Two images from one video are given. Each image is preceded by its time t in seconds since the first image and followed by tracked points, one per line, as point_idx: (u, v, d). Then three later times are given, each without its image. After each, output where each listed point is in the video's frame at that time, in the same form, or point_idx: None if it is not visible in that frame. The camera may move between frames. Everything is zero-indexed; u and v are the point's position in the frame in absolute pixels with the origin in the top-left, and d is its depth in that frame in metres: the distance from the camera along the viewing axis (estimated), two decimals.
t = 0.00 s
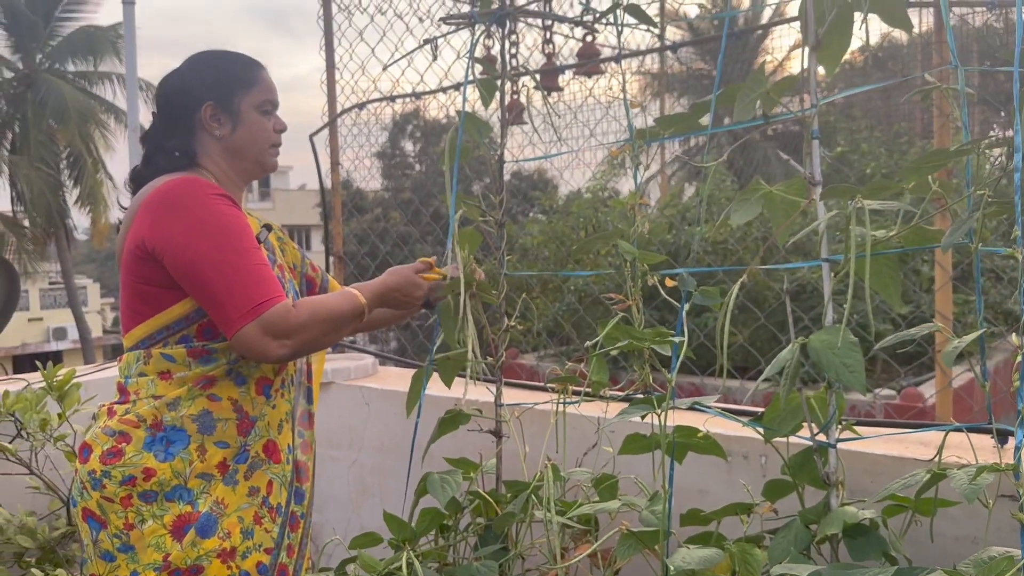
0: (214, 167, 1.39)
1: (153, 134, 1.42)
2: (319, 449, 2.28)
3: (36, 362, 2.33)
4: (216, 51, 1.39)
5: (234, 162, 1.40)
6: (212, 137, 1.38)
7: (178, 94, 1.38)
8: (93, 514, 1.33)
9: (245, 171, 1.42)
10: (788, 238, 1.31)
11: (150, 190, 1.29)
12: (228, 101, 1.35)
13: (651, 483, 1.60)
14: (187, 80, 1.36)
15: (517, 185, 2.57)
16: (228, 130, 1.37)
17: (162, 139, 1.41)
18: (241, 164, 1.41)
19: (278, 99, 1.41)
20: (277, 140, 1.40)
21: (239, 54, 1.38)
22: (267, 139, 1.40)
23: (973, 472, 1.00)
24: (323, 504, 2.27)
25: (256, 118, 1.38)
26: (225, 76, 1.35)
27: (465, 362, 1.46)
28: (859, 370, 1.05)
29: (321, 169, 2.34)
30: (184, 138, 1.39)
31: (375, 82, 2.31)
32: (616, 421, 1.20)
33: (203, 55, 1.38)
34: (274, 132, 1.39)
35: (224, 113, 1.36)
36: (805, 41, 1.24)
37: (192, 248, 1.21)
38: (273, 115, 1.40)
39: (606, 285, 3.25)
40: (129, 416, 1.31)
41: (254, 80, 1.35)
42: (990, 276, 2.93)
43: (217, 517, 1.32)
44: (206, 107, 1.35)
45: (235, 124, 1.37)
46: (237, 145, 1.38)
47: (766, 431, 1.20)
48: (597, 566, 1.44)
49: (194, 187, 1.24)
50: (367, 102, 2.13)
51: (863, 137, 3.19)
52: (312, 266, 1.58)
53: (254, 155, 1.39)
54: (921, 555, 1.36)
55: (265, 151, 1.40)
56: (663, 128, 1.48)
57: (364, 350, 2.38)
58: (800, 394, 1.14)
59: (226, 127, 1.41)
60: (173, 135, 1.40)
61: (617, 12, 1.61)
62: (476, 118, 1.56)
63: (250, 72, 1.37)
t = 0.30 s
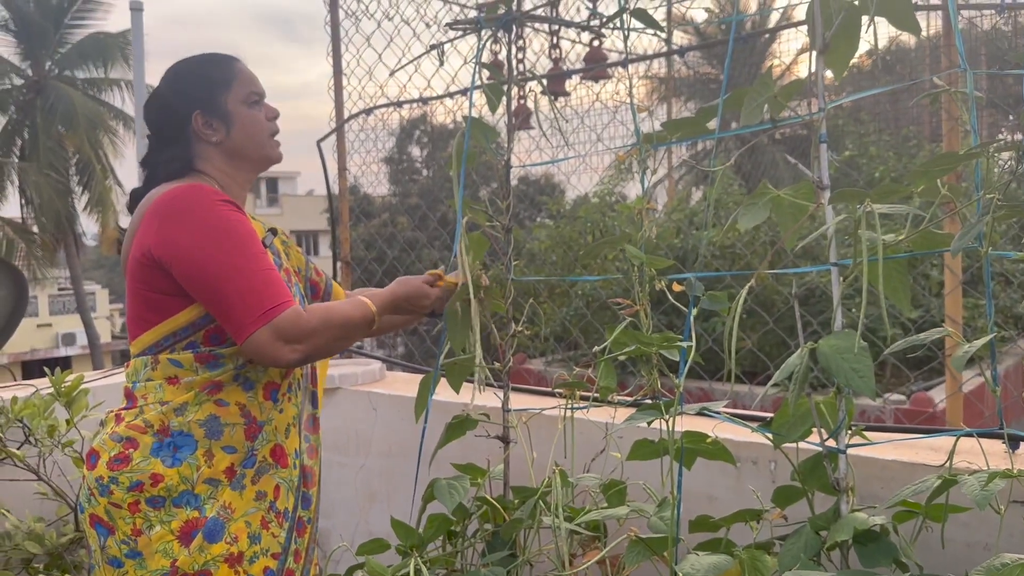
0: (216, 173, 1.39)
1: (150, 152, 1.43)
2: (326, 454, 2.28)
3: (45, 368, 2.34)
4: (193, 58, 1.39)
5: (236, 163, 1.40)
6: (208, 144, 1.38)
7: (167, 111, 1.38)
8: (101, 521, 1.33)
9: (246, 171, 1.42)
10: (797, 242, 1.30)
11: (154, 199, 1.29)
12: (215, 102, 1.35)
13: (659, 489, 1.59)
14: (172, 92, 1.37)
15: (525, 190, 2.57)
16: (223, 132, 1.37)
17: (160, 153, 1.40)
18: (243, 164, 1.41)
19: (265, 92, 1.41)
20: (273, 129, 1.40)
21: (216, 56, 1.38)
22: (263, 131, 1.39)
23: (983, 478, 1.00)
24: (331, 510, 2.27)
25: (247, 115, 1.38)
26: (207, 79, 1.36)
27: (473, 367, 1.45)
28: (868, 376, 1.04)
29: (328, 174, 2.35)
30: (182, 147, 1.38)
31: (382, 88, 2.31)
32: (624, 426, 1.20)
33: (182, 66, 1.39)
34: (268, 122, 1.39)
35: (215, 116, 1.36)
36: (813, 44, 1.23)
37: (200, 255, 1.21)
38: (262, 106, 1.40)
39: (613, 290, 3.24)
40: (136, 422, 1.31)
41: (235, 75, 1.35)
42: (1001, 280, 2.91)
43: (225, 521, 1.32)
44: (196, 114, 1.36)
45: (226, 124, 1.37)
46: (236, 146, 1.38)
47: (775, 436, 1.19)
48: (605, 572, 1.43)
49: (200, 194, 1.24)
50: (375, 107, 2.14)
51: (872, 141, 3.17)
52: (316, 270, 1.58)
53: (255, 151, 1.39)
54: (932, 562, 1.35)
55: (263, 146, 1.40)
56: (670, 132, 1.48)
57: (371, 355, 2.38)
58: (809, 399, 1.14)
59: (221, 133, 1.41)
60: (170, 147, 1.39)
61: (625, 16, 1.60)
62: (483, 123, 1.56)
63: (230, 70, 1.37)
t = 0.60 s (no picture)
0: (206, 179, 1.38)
1: (139, 162, 1.42)
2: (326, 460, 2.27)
3: (44, 374, 2.33)
4: (168, 65, 1.38)
5: (223, 165, 1.39)
6: (195, 149, 1.37)
7: (150, 120, 1.37)
8: (98, 529, 1.33)
9: (234, 172, 1.41)
10: (798, 247, 1.30)
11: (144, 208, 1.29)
12: (195, 107, 1.34)
13: (660, 494, 1.59)
14: (152, 102, 1.36)
15: (525, 195, 2.56)
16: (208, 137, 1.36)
17: (149, 163, 1.39)
18: (231, 165, 1.40)
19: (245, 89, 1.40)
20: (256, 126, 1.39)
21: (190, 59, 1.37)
22: (247, 131, 1.38)
23: (988, 485, 0.99)
24: (331, 515, 2.26)
25: (228, 115, 1.37)
26: (183, 84, 1.35)
27: (473, 373, 1.44)
28: (871, 382, 1.03)
29: (328, 179, 2.34)
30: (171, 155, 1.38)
31: (383, 92, 2.31)
32: (625, 432, 1.19)
33: (157, 75, 1.38)
34: (250, 121, 1.38)
35: (198, 121, 1.35)
36: (816, 47, 1.22)
37: (179, 267, 1.20)
38: (242, 105, 1.38)
39: (614, 295, 3.24)
40: (133, 430, 1.31)
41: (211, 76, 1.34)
42: (1002, 284, 2.91)
43: (222, 527, 1.32)
44: (179, 121, 1.35)
45: (209, 127, 1.36)
46: (221, 149, 1.37)
47: (777, 442, 1.18)
48: None
49: (187, 205, 1.24)
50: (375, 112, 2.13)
51: (873, 145, 3.16)
52: (309, 274, 1.57)
53: (241, 152, 1.38)
54: (936, 568, 1.34)
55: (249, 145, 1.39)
56: (671, 137, 1.47)
57: (371, 361, 2.37)
58: (812, 404, 1.13)
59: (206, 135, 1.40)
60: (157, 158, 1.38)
61: (626, 20, 1.60)
62: (484, 127, 1.55)
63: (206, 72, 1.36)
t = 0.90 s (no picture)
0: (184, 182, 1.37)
1: (117, 167, 1.40)
2: (322, 464, 2.26)
3: (39, 379, 2.32)
4: (139, 69, 1.37)
5: (202, 166, 1.38)
6: (172, 152, 1.36)
7: (126, 125, 1.36)
8: (96, 535, 1.32)
9: (212, 172, 1.40)
10: (795, 251, 1.30)
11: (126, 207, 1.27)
12: (169, 108, 1.32)
13: (658, 498, 1.58)
14: (126, 106, 1.35)
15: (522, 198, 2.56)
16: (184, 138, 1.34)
17: (127, 166, 1.38)
18: (210, 166, 1.39)
19: (220, 89, 1.39)
20: (233, 126, 1.37)
21: (162, 61, 1.36)
22: (224, 130, 1.37)
23: (985, 490, 0.99)
24: (327, 520, 2.25)
25: (203, 115, 1.35)
26: (156, 86, 1.33)
27: (469, 377, 1.44)
28: (869, 386, 1.03)
29: (323, 182, 2.33)
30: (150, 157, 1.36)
31: (379, 96, 2.30)
32: (622, 437, 1.19)
33: (129, 79, 1.37)
34: (228, 121, 1.36)
35: (173, 123, 1.33)
36: (812, 52, 1.22)
37: (127, 278, 1.18)
38: (219, 106, 1.36)
39: (611, 299, 3.23)
40: (127, 436, 1.30)
41: (184, 77, 1.33)
42: (998, 288, 2.91)
43: (219, 529, 1.31)
44: (154, 123, 1.33)
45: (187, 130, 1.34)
46: (200, 150, 1.36)
47: (775, 446, 1.18)
48: None
49: (150, 213, 1.21)
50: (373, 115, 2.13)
51: (869, 149, 3.17)
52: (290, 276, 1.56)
53: (219, 152, 1.37)
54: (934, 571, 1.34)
55: (226, 145, 1.38)
56: (668, 140, 1.47)
57: (367, 364, 2.37)
58: (809, 409, 1.12)
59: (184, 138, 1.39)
60: (135, 161, 1.37)
61: (623, 24, 1.59)
62: (480, 131, 1.55)
63: (179, 73, 1.34)
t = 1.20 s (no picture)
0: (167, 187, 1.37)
1: (99, 175, 1.40)
2: (315, 467, 2.26)
3: (31, 382, 2.31)
4: (120, 77, 1.37)
5: (185, 171, 1.38)
6: (155, 158, 1.36)
7: (107, 131, 1.35)
8: (88, 543, 1.31)
9: (194, 178, 1.39)
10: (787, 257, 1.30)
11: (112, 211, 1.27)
12: (152, 114, 1.33)
13: (651, 502, 1.59)
14: (107, 113, 1.35)
15: (516, 201, 2.57)
16: (167, 143, 1.34)
17: (111, 171, 1.37)
18: (192, 171, 1.38)
19: (202, 95, 1.39)
20: (215, 130, 1.38)
21: (144, 68, 1.36)
22: (206, 136, 1.36)
23: (975, 495, 1.00)
24: (320, 523, 2.25)
25: (186, 121, 1.35)
26: (137, 93, 1.33)
27: (462, 380, 1.44)
28: (861, 391, 1.03)
29: (317, 185, 2.33)
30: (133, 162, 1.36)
31: (373, 99, 2.30)
32: (617, 442, 1.19)
33: (110, 87, 1.37)
34: (210, 127, 1.36)
35: (156, 128, 1.33)
36: (805, 59, 1.23)
37: (105, 284, 1.18)
38: (201, 112, 1.36)
39: (605, 302, 3.24)
40: (117, 442, 1.29)
41: (166, 83, 1.33)
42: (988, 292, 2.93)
43: (209, 531, 1.31)
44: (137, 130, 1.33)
45: (171, 135, 1.34)
46: (183, 155, 1.36)
47: (768, 450, 1.19)
48: None
49: (135, 219, 1.21)
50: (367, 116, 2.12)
51: (861, 153, 3.18)
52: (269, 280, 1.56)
53: (202, 158, 1.37)
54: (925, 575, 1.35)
55: (209, 151, 1.38)
56: (662, 146, 1.48)
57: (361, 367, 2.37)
58: (801, 413, 1.13)
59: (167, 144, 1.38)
60: (118, 167, 1.37)
61: (617, 30, 1.60)
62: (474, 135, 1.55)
63: (161, 79, 1.35)
